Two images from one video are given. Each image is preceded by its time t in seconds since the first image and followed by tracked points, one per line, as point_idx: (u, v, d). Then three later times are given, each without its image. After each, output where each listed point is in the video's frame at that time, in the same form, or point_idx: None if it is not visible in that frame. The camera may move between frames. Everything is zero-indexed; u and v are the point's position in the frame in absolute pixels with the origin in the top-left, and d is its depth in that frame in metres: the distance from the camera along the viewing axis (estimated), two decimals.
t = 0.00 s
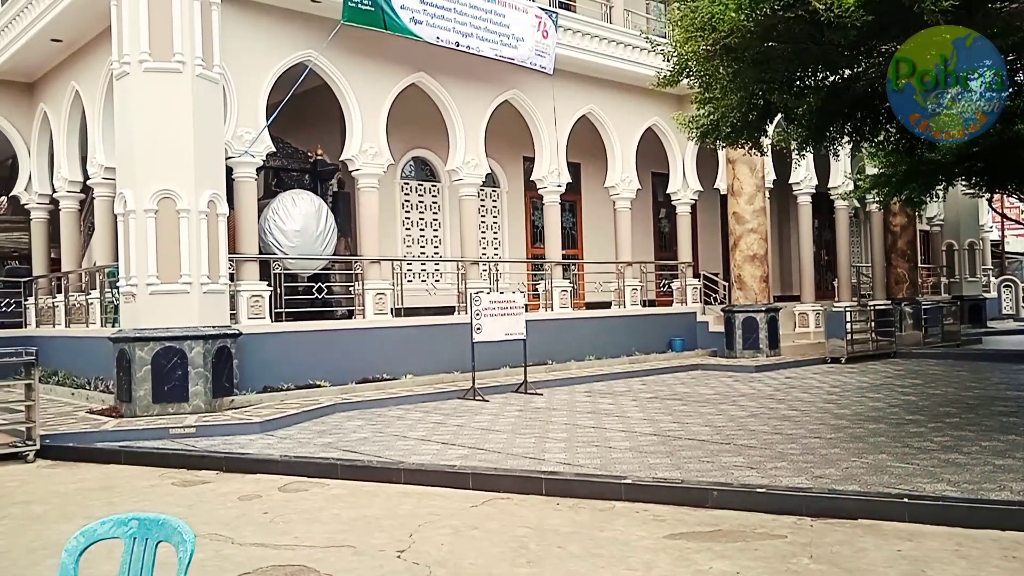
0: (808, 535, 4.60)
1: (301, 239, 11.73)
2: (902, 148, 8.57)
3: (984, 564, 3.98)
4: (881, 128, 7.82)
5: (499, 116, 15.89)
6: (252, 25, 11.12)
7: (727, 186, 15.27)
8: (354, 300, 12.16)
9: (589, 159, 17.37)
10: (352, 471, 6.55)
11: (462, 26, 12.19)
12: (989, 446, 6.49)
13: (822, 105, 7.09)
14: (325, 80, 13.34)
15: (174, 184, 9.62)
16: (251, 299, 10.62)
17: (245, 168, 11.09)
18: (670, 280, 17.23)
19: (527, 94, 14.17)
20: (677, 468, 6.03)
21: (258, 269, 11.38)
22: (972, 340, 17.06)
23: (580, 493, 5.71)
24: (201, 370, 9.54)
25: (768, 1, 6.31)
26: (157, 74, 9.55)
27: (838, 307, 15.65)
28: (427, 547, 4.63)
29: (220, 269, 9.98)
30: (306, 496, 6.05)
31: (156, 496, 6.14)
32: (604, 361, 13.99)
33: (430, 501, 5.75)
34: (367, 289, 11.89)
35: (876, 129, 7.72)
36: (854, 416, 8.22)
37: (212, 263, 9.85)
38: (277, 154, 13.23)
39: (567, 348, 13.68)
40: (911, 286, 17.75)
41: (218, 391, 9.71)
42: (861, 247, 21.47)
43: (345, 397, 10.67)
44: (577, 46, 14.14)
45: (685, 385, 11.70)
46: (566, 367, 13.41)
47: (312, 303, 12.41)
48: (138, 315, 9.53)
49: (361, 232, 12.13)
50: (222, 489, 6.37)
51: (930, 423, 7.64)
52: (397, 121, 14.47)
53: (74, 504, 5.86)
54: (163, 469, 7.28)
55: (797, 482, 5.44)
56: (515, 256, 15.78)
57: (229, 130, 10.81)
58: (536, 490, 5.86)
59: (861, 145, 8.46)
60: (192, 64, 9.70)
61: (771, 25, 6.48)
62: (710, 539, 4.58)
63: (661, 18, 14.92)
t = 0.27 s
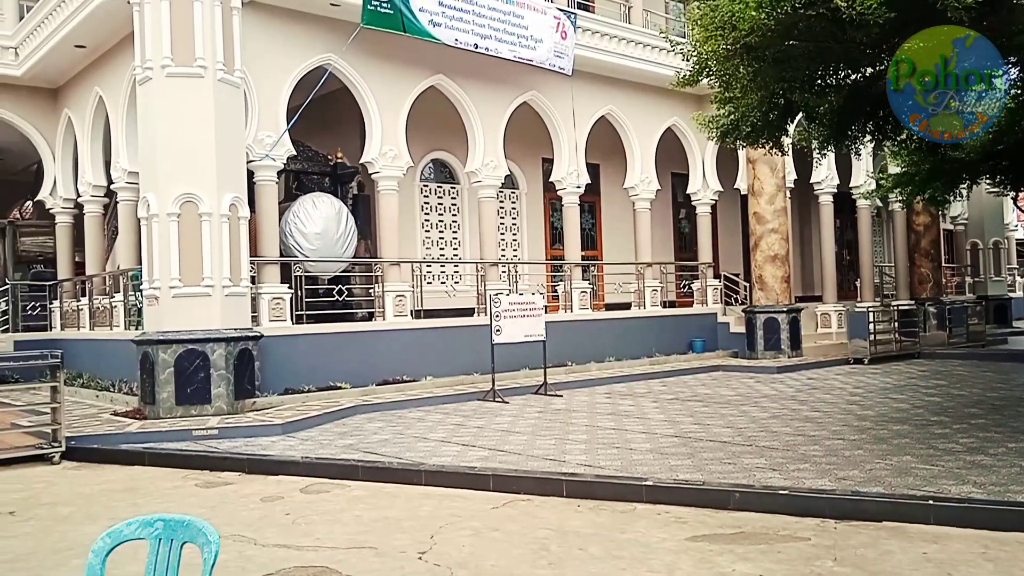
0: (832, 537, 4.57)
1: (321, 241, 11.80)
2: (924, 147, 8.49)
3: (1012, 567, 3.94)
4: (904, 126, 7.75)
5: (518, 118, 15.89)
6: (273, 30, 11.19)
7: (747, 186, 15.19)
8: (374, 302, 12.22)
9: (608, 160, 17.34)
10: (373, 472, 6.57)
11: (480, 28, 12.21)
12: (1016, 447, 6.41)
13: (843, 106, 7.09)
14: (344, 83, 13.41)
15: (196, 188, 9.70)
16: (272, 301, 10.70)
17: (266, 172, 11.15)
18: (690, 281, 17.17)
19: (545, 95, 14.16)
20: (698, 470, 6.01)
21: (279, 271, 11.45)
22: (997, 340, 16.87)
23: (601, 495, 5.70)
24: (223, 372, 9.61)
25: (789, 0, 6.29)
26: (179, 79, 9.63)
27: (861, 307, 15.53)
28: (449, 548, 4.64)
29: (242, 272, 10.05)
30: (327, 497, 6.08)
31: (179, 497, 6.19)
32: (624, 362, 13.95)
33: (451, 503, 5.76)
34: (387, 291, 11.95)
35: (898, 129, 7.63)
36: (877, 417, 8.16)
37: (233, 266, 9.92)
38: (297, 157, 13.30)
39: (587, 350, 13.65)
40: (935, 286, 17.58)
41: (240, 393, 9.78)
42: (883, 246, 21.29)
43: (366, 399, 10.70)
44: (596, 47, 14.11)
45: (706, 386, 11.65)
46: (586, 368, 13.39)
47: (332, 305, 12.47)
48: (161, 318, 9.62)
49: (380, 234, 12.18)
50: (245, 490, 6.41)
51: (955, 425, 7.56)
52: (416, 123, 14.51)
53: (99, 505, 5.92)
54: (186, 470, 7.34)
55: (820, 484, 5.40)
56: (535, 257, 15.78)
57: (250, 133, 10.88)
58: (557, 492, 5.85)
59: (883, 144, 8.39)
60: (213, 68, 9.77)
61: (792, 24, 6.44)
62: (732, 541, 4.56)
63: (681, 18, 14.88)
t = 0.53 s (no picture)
0: (847, 541, 4.54)
1: (335, 243, 11.84)
2: (939, 149, 8.44)
3: None
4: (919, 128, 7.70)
5: (531, 120, 15.90)
6: (287, 33, 11.23)
7: (761, 188, 15.13)
8: (387, 304, 12.26)
9: (621, 162, 17.33)
10: (386, 474, 6.59)
11: (493, 30, 12.22)
12: None
13: (861, 104, 7.00)
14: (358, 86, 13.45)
15: (210, 190, 9.75)
16: (286, 303, 10.75)
17: (280, 174, 11.20)
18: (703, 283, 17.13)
19: (558, 97, 14.16)
20: (712, 473, 5.99)
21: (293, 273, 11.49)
22: (1014, 343, 16.74)
23: (614, 498, 5.69)
24: (237, 373, 9.65)
25: (803, 1, 6.27)
26: (194, 82, 9.69)
27: (875, 310, 15.45)
28: (462, 550, 4.64)
29: (256, 274, 10.10)
30: (341, 498, 6.09)
31: (194, 498, 6.22)
32: (637, 364, 13.93)
33: (464, 505, 5.76)
34: (400, 292, 11.99)
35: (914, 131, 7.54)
36: (892, 420, 8.11)
37: (247, 267, 9.97)
38: (311, 159, 13.35)
39: (600, 352, 13.64)
40: (951, 288, 17.47)
41: (253, 394, 9.81)
42: (898, 248, 21.18)
43: (379, 400, 10.73)
44: (609, 49, 14.10)
45: (720, 389, 11.62)
46: (599, 370, 13.37)
47: (346, 307, 12.50)
48: (176, 319, 9.67)
49: (393, 237, 12.20)
50: (259, 491, 6.44)
51: (971, 428, 7.51)
52: (429, 125, 14.53)
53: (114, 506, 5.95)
54: (201, 471, 7.37)
55: (835, 488, 5.38)
56: (547, 259, 15.78)
57: (264, 136, 10.93)
58: (570, 494, 5.84)
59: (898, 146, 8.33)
60: (228, 72, 9.83)
61: (806, 24, 6.42)
62: (747, 545, 4.55)
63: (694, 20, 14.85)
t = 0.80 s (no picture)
0: (859, 545, 4.53)
1: (346, 245, 11.88)
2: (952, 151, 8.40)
3: None
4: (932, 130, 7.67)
5: (542, 122, 15.91)
6: (299, 36, 11.27)
7: (772, 190, 15.09)
8: (398, 305, 12.28)
9: (632, 164, 17.31)
10: (397, 476, 6.60)
11: (504, 32, 12.23)
12: None
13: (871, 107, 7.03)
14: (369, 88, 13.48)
15: (222, 193, 9.79)
16: (297, 305, 10.79)
17: (292, 176, 11.23)
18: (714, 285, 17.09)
19: (569, 99, 14.16)
20: (723, 476, 5.98)
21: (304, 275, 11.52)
22: None
23: (625, 500, 5.69)
24: (248, 375, 9.68)
25: (815, 3, 6.27)
26: (206, 85, 9.73)
27: (887, 312, 15.39)
28: (472, 552, 4.65)
29: (267, 276, 10.13)
30: (352, 500, 6.10)
31: (205, 499, 6.24)
32: (647, 366, 13.90)
33: (475, 507, 5.77)
34: (411, 294, 12.01)
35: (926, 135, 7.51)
36: (904, 423, 8.07)
37: (258, 269, 10.01)
38: (322, 162, 13.38)
39: (610, 354, 13.63)
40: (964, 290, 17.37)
41: (264, 396, 9.84)
42: (910, 250, 21.09)
43: (390, 402, 10.74)
44: (620, 51, 14.10)
45: (730, 391, 11.59)
46: (609, 372, 13.35)
47: (356, 309, 12.53)
48: (188, 321, 9.71)
49: (404, 238, 12.23)
50: (270, 492, 6.46)
51: (983, 431, 7.47)
52: (440, 128, 14.56)
53: (127, 506, 5.98)
54: (212, 472, 7.40)
55: (846, 491, 5.36)
56: (557, 261, 15.78)
57: (276, 138, 10.97)
58: (581, 496, 5.84)
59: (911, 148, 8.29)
60: (240, 74, 9.86)
61: (818, 26, 6.41)
62: (758, 548, 4.54)
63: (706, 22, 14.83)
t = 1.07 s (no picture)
0: (875, 545, 4.50)
1: (359, 245, 11.90)
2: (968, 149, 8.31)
3: None
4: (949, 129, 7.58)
5: (555, 121, 15.89)
6: (312, 36, 11.30)
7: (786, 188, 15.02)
8: (411, 305, 12.29)
9: (645, 162, 17.27)
10: (410, 475, 6.61)
11: (517, 31, 12.23)
12: None
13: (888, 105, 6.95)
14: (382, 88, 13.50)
15: (237, 193, 9.83)
16: (311, 304, 10.83)
17: (306, 176, 11.26)
18: (728, 284, 17.03)
19: (582, 98, 14.14)
20: (738, 476, 5.95)
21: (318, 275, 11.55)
22: None
23: (639, 500, 5.67)
24: (263, 374, 9.71)
25: None
26: (220, 86, 9.77)
27: (903, 311, 15.30)
28: (486, 552, 4.65)
29: (281, 275, 10.17)
30: (366, 499, 6.11)
31: (220, 498, 6.27)
32: (661, 366, 13.87)
33: (488, 506, 5.77)
34: (424, 294, 12.01)
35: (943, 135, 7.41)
36: (921, 423, 8.02)
37: (273, 269, 10.05)
38: (335, 162, 13.41)
39: (624, 353, 13.61)
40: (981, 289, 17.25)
41: (279, 395, 9.87)
42: (926, 248, 20.95)
43: (403, 401, 10.76)
44: (633, 49, 14.07)
45: (745, 390, 11.54)
46: (623, 371, 13.33)
47: (370, 308, 12.56)
48: (203, 320, 9.76)
49: (417, 238, 12.24)
50: (285, 491, 6.48)
51: (1001, 431, 7.41)
52: (453, 127, 14.57)
53: (143, 505, 6.01)
54: (227, 471, 7.43)
55: (862, 491, 5.33)
56: (570, 260, 15.77)
57: (289, 139, 10.99)
58: (595, 496, 5.83)
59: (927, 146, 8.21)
60: (254, 75, 9.90)
61: (833, 23, 6.38)
62: (773, 548, 4.52)
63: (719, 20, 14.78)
